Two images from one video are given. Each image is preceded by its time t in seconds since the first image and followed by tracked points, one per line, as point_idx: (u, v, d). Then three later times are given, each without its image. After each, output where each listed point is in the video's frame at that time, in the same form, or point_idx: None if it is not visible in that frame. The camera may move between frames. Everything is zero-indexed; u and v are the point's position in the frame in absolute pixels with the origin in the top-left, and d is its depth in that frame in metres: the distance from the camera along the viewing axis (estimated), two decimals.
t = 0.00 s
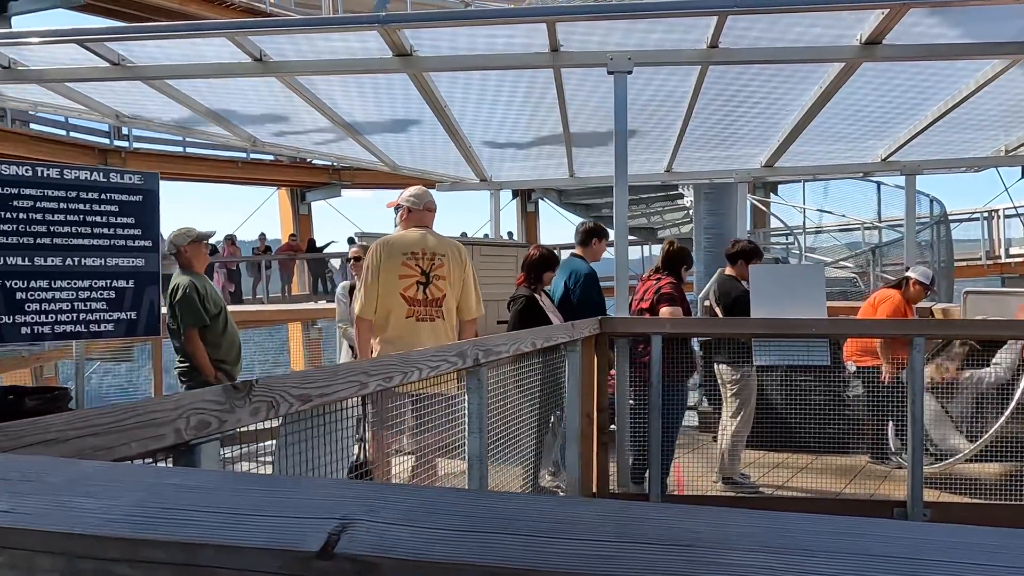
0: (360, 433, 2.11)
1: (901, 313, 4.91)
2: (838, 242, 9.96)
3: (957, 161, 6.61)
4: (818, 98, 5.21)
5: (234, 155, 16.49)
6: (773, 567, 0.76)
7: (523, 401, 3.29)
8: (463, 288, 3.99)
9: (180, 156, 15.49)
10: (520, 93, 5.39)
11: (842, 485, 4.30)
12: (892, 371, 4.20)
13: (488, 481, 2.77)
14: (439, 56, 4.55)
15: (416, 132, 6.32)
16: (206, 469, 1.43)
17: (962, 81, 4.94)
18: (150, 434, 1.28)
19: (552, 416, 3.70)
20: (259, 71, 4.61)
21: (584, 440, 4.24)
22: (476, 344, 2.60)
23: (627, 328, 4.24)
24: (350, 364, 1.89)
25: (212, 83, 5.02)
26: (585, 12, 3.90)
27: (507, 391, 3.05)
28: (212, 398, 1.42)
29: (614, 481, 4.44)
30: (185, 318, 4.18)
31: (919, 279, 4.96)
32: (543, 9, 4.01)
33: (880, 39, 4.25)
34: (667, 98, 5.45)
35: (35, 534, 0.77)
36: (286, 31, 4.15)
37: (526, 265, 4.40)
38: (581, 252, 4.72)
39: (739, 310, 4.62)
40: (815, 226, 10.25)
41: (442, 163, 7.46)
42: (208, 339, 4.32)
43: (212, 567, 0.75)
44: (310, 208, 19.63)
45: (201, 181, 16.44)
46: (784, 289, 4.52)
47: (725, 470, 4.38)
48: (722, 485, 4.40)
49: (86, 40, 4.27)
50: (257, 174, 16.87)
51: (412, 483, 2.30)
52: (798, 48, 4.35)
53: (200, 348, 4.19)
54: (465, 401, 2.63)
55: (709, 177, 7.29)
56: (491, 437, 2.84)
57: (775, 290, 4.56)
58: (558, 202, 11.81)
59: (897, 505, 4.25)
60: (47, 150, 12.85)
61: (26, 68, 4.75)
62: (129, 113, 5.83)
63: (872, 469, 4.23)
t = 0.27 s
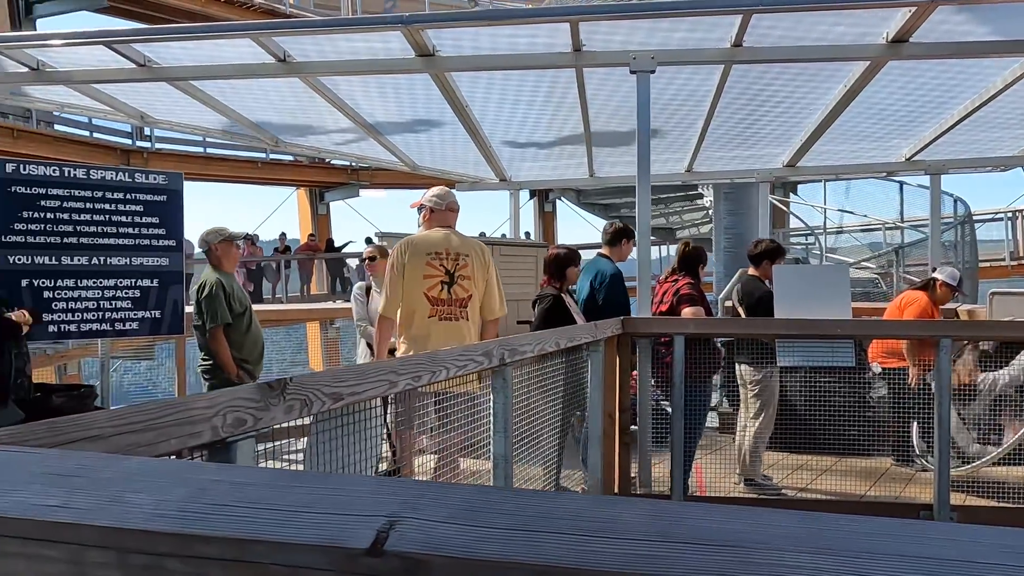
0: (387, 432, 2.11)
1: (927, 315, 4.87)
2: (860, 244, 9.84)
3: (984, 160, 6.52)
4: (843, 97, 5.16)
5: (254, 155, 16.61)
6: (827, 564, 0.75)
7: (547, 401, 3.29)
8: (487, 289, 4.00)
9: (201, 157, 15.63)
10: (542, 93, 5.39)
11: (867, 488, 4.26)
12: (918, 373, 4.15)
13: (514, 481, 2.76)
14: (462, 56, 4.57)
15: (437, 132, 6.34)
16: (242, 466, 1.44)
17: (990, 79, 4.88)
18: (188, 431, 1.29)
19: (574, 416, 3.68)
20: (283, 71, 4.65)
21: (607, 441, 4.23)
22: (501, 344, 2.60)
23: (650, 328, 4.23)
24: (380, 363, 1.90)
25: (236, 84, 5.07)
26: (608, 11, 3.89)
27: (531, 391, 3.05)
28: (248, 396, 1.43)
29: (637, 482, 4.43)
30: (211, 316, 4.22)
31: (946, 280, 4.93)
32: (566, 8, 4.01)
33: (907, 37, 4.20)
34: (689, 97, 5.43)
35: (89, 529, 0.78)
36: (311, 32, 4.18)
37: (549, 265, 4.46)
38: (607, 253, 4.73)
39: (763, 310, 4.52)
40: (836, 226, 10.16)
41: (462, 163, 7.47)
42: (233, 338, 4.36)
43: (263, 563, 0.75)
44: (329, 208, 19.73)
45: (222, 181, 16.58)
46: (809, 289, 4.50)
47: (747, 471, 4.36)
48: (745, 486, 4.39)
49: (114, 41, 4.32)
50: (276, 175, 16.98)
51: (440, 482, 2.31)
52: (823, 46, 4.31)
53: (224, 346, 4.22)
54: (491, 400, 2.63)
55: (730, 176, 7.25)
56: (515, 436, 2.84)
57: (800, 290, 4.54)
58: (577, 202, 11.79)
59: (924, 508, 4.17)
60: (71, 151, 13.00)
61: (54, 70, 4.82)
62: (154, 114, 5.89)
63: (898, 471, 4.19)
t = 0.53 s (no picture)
0: (412, 432, 2.11)
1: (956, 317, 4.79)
2: (884, 244, 9.82)
3: (1014, 160, 6.42)
4: (870, 96, 5.10)
5: (277, 156, 16.75)
6: (864, 566, 0.75)
7: (571, 401, 3.30)
8: (509, 289, 4.00)
9: (225, 158, 15.79)
10: (564, 93, 5.38)
11: (893, 491, 4.22)
12: (946, 376, 4.08)
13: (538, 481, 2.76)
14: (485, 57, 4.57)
15: (458, 132, 6.35)
16: (272, 463, 1.45)
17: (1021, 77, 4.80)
18: (220, 429, 1.30)
19: (598, 416, 3.67)
20: (308, 72, 4.69)
21: (630, 442, 4.21)
22: (526, 344, 2.60)
23: (673, 329, 4.20)
24: (406, 363, 1.91)
25: (262, 85, 5.12)
26: (632, 10, 3.88)
27: (554, 391, 3.04)
28: (277, 394, 1.44)
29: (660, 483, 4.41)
30: (237, 314, 4.26)
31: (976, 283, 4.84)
32: (591, 8, 4.00)
33: (937, 35, 4.14)
34: (713, 97, 5.39)
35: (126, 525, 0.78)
36: (336, 33, 4.21)
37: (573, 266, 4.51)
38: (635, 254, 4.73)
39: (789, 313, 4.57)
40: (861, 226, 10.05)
41: (484, 163, 7.49)
42: (258, 336, 4.40)
43: (300, 561, 0.76)
44: (350, 208, 19.85)
45: (245, 182, 16.73)
46: (835, 290, 4.44)
47: (771, 474, 4.33)
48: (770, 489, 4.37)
49: (142, 44, 4.37)
50: (298, 175, 17.10)
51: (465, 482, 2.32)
52: (850, 45, 4.26)
53: (249, 344, 4.26)
54: (515, 400, 2.63)
55: (754, 177, 7.19)
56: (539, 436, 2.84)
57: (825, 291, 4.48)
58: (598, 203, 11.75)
59: (951, 513, 4.15)
60: (97, 152, 13.15)
61: (84, 73, 4.89)
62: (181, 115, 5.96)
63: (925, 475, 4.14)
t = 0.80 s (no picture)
0: (429, 435, 2.11)
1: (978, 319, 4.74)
2: (906, 246, 9.79)
3: None
4: (892, 97, 5.05)
5: (297, 158, 16.87)
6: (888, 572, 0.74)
7: (589, 404, 3.29)
8: (526, 291, 4.00)
9: (245, 159, 15.93)
10: (583, 95, 5.37)
11: (916, 497, 4.17)
12: (970, 381, 4.02)
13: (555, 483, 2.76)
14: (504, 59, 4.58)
15: (477, 134, 6.36)
16: (293, 465, 1.46)
17: None
18: (240, 430, 1.31)
19: (616, 419, 3.65)
20: (327, 75, 4.72)
21: (648, 445, 4.19)
22: (544, 346, 2.60)
23: (692, 331, 4.18)
24: (425, 364, 1.91)
25: (282, 88, 5.16)
26: (652, 12, 3.86)
27: (572, 393, 3.04)
28: (298, 396, 1.45)
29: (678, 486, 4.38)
30: (255, 314, 4.29)
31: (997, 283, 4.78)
32: (610, 10, 3.99)
33: (961, 35, 4.09)
34: (733, 98, 5.36)
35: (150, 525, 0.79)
36: (356, 36, 4.23)
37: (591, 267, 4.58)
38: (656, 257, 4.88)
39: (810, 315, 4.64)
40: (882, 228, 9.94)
41: (502, 165, 7.49)
42: (276, 337, 4.44)
43: (320, 562, 0.76)
44: (369, 209, 19.94)
45: (265, 183, 16.86)
46: (855, 291, 4.39)
47: (791, 478, 4.30)
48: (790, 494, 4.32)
49: (166, 47, 4.42)
50: (317, 177, 17.21)
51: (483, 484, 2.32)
52: (872, 46, 4.22)
53: (266, 344, 4.29)
54: (533, 402, 2.63)
55: (774, 179, 7.14)
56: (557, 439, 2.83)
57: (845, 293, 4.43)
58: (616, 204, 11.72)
59: (975, 520, 4.09)
60: (119, 154, 13.32)
61: (108, 75, 4.96)
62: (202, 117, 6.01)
63: (948, 481, 4.09)
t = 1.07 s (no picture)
0: (457, 438, 2.11)
1: (1004, 322, 4.68)
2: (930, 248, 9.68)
3: None
4: (918, 98, 5.00)
5: (317, 160, 16.98)
6: None
7: (613, 406, 3.29)
8: (544, 291, 3.96)
9: (266, 161, 16.06)
10: (605, 97, 5.37)
11: (941, 501, 4.15)
12: (998, 386, 3.97)
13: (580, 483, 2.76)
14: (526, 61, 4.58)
15: (498, 137, 6.38)
16: (327, 466, 1.47)
17: None
18: (277, 431, 1.33)
19: (639, 422, 3.65)
20: (351, 78, 4.75)
21: (671, 447, 4.18)
22: (570, 349, 2.60)
23: (715, 333, 4.17)
24: (454, 367, 1.92)
25: (306, 90, 5.21)
26: (676, 14, 3.85)
27: (597, 396, 3.04)
28: (332, 397, 1.47)
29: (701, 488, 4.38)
30: (277, 315, 4.30)
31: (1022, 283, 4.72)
32: (633, 12, 3.99)
33: (990, 35, 4.05)
34: (757, 99, 5.33)
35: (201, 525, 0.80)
36: (380, 38, 4.26)
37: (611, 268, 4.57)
38: (681, 259, 4.90)
39: (833, 316, 4.58)
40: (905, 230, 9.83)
41: (523, 167, 7.50)
42: (298, 338, 4.44)
43: (368, 563, 0.77)
44: (388, 211, 20.02)
45: (285, 185, 17.00)
46: (881, 294, 4.34)
47: (816, 483, 4.27)
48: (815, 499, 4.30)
49: (192, 51, 4.48)
50: (337, 178, 17.31)
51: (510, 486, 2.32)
52: (898, 46, 4.18)
53: (287, 345, 4.28)
54: (558, 403, 2.64)
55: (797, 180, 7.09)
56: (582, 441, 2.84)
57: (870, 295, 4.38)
58: (635, 206, 11.68)
59: (1003, 526, 4.06)
60: (143, 156, 13.50)
61: (135, 79, 5.03)
62: (227, 120, 6.07)
63: (975, 486, 4.06)
